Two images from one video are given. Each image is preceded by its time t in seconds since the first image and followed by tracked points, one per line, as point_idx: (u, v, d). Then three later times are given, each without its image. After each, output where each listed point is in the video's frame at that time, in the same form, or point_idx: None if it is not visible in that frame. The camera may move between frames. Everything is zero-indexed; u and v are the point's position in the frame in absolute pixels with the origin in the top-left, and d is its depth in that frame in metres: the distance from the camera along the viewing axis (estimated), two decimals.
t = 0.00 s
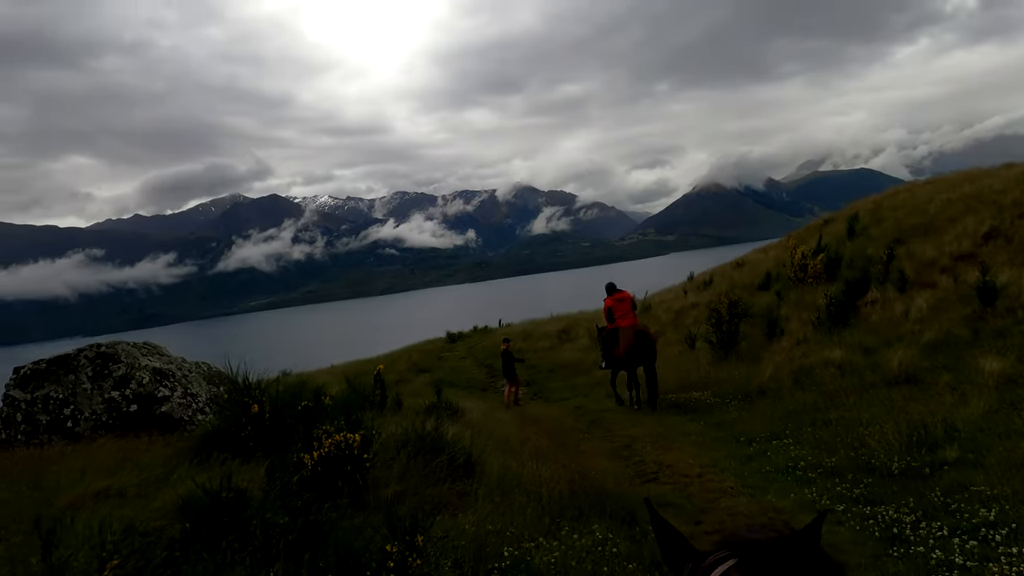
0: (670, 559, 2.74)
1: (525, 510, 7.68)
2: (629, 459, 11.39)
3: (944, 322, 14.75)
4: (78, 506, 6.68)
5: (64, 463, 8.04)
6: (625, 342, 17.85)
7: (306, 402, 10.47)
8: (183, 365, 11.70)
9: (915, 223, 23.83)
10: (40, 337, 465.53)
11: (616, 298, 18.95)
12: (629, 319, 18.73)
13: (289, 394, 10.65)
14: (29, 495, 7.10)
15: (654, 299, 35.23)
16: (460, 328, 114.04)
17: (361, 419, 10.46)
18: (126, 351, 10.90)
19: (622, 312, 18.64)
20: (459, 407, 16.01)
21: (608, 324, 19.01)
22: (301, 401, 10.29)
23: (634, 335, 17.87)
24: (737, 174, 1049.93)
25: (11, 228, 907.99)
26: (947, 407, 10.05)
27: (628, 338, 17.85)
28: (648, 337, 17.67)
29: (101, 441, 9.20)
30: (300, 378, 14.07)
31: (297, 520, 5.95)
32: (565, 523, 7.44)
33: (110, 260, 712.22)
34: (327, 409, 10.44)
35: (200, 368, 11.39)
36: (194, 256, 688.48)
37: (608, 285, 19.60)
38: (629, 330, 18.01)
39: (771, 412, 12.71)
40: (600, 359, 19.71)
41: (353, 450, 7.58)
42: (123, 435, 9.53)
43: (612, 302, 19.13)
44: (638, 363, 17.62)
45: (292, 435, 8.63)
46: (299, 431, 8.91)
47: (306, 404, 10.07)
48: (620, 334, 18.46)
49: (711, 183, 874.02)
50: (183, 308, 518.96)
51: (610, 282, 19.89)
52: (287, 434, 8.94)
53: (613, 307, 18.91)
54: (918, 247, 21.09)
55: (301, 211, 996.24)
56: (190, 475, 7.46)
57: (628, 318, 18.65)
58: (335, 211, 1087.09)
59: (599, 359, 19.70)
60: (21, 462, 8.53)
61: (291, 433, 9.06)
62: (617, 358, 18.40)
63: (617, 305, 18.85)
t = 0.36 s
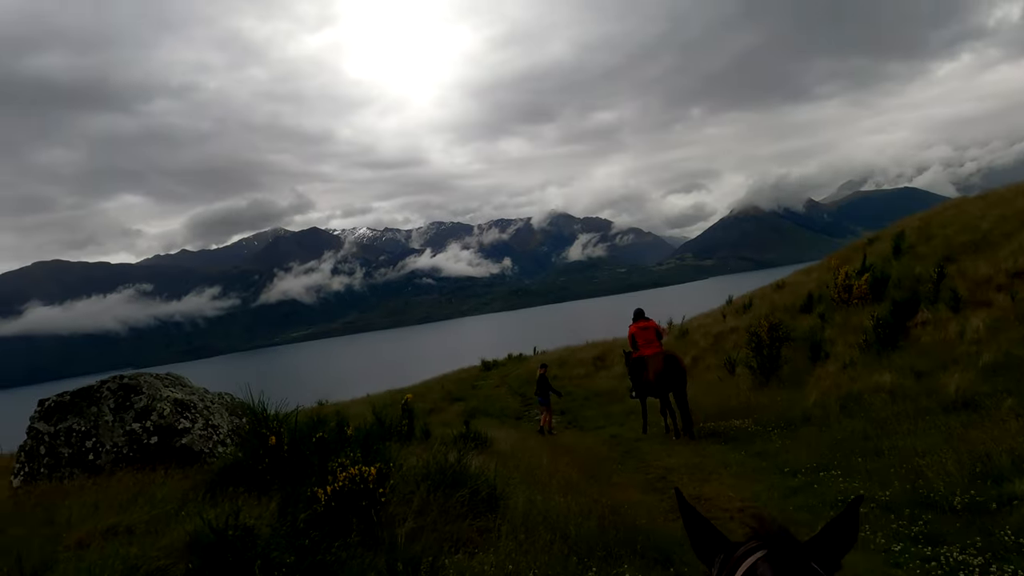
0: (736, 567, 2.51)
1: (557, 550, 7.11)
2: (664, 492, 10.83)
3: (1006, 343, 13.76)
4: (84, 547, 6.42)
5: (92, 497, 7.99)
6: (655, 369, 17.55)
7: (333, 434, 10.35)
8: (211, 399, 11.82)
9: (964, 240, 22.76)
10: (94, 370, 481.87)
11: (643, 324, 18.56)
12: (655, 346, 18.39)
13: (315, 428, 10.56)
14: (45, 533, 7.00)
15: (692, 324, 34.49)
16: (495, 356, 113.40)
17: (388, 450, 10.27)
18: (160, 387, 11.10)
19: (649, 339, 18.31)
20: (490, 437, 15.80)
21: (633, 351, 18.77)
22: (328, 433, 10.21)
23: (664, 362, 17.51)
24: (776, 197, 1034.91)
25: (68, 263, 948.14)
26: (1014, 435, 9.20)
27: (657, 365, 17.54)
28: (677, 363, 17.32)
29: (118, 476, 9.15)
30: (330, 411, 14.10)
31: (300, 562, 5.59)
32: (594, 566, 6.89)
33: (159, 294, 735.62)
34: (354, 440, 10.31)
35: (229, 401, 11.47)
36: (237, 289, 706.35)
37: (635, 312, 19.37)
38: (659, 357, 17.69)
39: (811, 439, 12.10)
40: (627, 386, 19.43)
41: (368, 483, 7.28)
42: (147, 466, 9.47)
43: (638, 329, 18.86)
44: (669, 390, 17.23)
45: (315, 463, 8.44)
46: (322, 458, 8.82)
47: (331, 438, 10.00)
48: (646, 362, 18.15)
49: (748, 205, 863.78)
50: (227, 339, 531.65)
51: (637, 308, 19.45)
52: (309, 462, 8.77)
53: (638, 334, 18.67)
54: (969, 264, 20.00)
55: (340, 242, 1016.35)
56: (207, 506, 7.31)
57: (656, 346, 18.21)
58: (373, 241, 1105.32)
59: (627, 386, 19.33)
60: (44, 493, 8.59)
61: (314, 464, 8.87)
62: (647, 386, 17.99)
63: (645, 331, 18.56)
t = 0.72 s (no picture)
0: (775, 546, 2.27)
1: None
2: (698, 525, 10.21)
3: None
4: None
5: (107, 529, 7.83)
6: (682, 396, 17.10)
7: (354, 465, 10.22)
8: (234, 422, 11.82)
9: (1014, 257, 21.68)
10: (137, 391, 493.95)
11: (667, 349, 18.26)
12: (682, 370, 17.94)
13: (336, 460, 10.36)
14: (56, 564, 6.84)
15: (727, 346, 33.64)
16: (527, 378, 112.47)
17: (409, 482, 9.99)
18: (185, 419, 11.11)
19: (676, 365, 17.83)
20: (519, 464, 15.49)
21: (660, 376, 18.38)
22: (350, 465, 10.05)
23: (691, 387, 17.09)
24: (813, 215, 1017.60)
25: (114, 286, 979.21)
26: None
27: (685, 392, 17.09)
28: (704, 389, 16.87)
29: (129, 504, 9.00)
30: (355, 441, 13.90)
31: None
32: None
33: (199, 316, 753.80)
34: (374, 470, 10.09)
35: (251, 427, 11.42)
36: (275, 311, 719.78)
37: (660, 337, 18.99)
38: (686, 383, 17.24)
39: (854, 472, 11.43)
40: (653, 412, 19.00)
41: (381, 519, 6.91)
42: (164, 495, 9.33)
43: (664, 354, 18.48)
44: (696, 417, 16.74)
45: (331, 495, 8.21)
46: (339, 485, 8.62)
47: (350, 470, 9.82)
48: (672, 386, 17.82)
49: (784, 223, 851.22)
50: (264, 360, 540.81)
51: (661, 333, 19.27)
52: (326, 491, 8.58)
53: (664, 360, 18.23)
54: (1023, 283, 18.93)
55: (374, 264, 1030.17)
56: (218, 539, 7.16)
57: (679, 370, 17.90)
58: (407, 263, 1117.40)
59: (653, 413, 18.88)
60: (59, 526, 8.51)
61: (331, 493, 8.64)
62: (674, 412, 17.57)
63: (671, 357, 18.13)
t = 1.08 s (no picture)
0: (857, 560, 1.78)
1: None
2: (732, 539, 9.78)
3: None
4: None
5: (148, 532, 7.89)
6: (711, 405, 16.72)
7: (384, 473, 10.08)
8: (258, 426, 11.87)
9: None
10: (178, 392, 506.61)
11: (701, 356, 17.70)
12: (715, 379, 17.52)
13: (362, 468, 10.29)
14: (78, 568, 6.79)
15: (765, 352, 32.66)
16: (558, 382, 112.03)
17: (439, 492, 9.90)
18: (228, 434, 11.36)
19: (708, 372, 17.42)
20: (550, 474, 15.15)
21: (691, 384, 17.93)
22: (381, 477, 9.89)
23: (720, 396, 16.72)
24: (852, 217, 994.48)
25: (156, 289, 1006.74)
26: None
27: (713, 399, 16.81)
28: (734, 397, 16.46)
29: (149, 510, 8.88)
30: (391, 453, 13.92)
31: None
32: None
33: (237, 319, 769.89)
34: (399, 481, 9.90)
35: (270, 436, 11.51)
36: (310, 314, 731.64)
37: (694, 342, 18.53)
38: (715, 390, 16.90)
39: (889, 492, 10.92)
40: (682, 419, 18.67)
41: (402, 530, 6.60)
42: (185, 502, 9.15)
43: (698, 360, 18.03)
44: (726, 426, 16.43)
45: (354, 509, 7.93)
46: (357, 495, 8.40)
47: (375, 482, 9.59)
48: (702, 396, 17.47)
49: (822, 226, 833.63)
50: (299, 362, 549.75)
51: (694, 340, 18.71)
52: (356, 498, 8.33)
53: (697, 367, 17.71)
54: None
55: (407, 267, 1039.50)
56: (244, 547, 7.04)
57: (713, 378, 17.38)
58: (439, 267, 1124.81)
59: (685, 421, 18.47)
60: (89, 531, 8.44)
61: (364, 502, 8.39)
62: (706, 420, 17.15)
63: (703, 362, 17.64)
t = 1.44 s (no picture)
0: None
1: None
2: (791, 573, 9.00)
3: None
4: None
5: (181, 548, 7.76)
6: (761, 425, 15.96)
7: (415, 494, 9.74)
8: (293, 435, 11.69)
9: None
10: (238, 396, 523.92)
11: (752, 372, 16.89)
12: (765, 396, 16.65)
13: (392, 485, 10.02)
14: None
15: (827, 366, 31.03)
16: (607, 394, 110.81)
17: (474, 512, 9.46)
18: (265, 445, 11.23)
19: (760, 389, 16.49)
20: (595, 493, 14.63)
21: (741, 402, 17.08)
22: (417, 497, 9.57)
23: (771, 416, 15.93)
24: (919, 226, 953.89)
25: (219, 297, 1045.82)
26: None
27: (764, 418, 16.05)
28: (786, 416, 15.73)
29: (176, 523, 8.75)
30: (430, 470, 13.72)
31: None
32: None
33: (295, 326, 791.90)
34: (431, 497, 9.55)
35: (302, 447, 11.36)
36: (364, 322, 746.19)
37: (747, 357, 17.57)
38: (765, 407, 16.16)
39: (957, 525, 10.03)
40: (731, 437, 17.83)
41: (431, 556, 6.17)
42: (217, 514, 9.05)
43: (749, 375, 17.24)
44: (776, 446, 15.70)
45: (381, 532, 7.62)
46: (387, 513, 8.10)
47: (408, 499, 9.29)
48: (752, 413, 16.62)
49: (887, 235, 802.58)
50: (354, 369, 561.37)
51: (747, 355, 17.83)
52: (386, 521, 8.04)
53: (748, 384, 16.82)
54: None
55: (459, 276, 1049.43)
56: (269, 566, 6.77)
57: (763, 395, 16.59)
58: (491, 276, 1132.19)
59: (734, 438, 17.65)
60: (120, 539, 8.43)
61: (395, 524, 8.09)
62: (756, 438, 16.34)
63: (756, 380, 16.68)
